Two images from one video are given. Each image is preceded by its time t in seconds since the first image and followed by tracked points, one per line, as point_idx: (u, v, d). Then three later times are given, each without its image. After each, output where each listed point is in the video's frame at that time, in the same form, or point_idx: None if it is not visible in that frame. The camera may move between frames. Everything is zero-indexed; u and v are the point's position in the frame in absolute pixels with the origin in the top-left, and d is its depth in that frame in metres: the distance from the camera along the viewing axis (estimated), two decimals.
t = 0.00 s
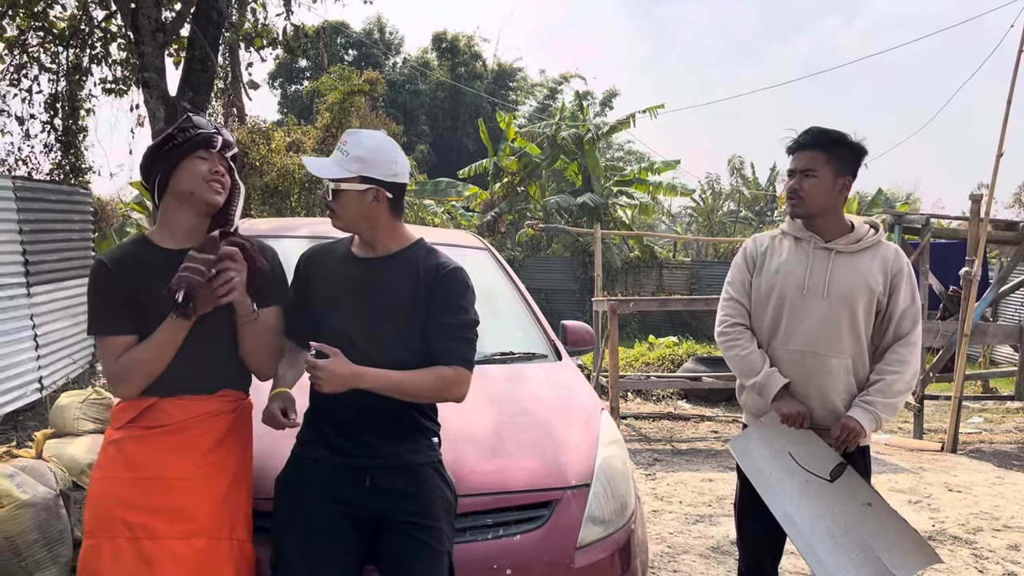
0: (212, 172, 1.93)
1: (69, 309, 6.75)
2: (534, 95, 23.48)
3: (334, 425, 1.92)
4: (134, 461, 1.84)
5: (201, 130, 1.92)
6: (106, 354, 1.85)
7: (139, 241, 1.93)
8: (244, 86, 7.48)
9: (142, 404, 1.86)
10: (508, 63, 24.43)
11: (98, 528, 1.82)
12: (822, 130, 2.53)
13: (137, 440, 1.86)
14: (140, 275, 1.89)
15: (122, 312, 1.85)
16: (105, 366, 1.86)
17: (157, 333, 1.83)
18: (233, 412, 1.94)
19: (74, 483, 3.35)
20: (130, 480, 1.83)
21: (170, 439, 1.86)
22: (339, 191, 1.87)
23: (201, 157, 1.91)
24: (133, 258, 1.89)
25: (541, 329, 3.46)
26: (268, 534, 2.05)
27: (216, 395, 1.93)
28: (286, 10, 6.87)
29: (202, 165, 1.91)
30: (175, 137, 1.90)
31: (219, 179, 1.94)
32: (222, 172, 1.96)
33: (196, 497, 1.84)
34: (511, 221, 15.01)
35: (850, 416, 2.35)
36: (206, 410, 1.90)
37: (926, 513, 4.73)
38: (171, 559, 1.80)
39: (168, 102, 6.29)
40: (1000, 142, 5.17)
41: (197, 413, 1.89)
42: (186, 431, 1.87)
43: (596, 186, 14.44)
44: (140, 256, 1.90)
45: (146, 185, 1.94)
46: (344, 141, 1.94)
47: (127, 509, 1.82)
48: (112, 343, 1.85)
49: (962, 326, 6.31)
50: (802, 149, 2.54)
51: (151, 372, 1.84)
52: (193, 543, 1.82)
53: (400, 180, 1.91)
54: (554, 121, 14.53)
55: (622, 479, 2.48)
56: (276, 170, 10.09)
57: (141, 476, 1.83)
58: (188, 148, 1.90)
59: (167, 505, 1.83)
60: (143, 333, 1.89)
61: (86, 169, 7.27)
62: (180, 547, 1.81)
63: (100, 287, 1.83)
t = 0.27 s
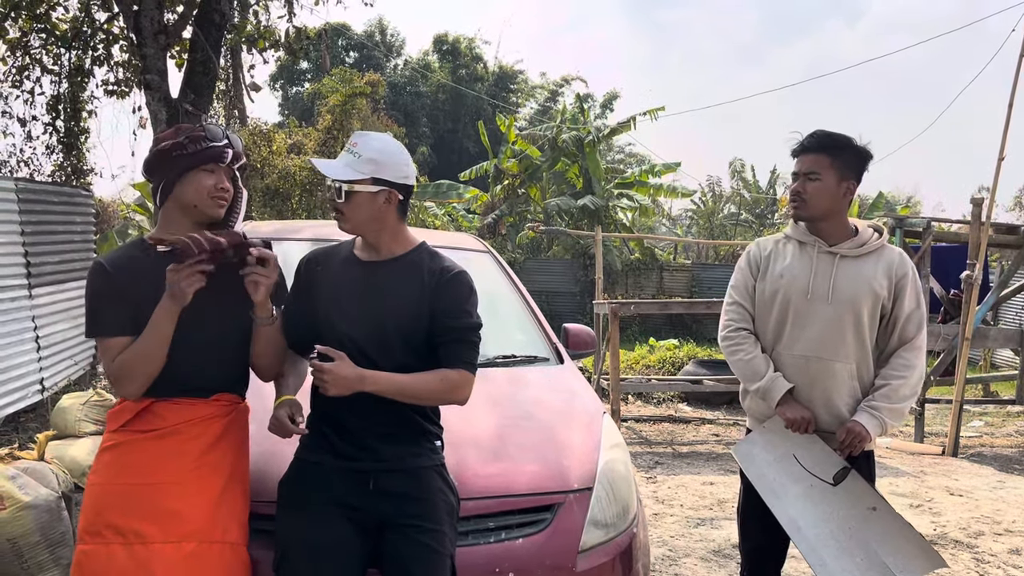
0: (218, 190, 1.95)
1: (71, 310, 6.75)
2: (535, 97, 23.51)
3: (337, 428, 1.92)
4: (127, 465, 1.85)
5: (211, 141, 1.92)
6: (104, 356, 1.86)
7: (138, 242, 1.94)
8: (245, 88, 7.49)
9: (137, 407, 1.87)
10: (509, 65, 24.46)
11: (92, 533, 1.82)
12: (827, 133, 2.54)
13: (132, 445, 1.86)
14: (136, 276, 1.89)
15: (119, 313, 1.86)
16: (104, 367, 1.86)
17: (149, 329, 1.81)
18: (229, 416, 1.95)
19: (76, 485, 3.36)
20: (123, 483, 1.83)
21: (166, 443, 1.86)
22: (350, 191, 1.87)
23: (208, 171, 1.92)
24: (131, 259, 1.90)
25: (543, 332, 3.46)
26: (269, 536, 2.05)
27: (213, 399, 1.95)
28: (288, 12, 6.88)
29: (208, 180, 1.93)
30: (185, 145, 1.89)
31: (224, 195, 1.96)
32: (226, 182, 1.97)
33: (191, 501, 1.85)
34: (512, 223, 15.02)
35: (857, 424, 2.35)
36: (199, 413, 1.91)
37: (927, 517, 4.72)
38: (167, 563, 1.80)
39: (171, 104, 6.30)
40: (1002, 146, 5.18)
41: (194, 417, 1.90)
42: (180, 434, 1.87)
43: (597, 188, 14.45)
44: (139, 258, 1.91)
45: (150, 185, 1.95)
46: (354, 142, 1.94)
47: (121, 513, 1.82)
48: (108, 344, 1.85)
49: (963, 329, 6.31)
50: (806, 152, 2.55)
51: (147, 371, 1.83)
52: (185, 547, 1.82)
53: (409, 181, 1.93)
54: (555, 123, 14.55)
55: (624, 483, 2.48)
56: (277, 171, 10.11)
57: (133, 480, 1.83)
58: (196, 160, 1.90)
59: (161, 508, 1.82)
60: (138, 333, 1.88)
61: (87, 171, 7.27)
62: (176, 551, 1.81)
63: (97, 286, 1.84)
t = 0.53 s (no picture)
0: (218, 197, 1.96)
1: (71, 311, 6.75)
2: (536, 100, 23.55)
3: (341, 431, 1.92)
4: (132, 468, 1.85)
5: (212, 146, 1.92)
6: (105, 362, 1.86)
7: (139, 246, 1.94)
8: (246, 90, 7.51)
9: (141, 411, 1.87)
10: (510, 68, 24.48)
11: (96, 536, 1.83)
12: (831, 137, 2.54)
13: (136, 448, 1.86)
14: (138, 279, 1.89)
15: (122, 319, 1.86)
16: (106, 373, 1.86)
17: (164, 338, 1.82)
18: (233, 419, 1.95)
19: (77, 487, 3.37)
20: (128, 486, 1.84)
21: (169, 447, 1.87)
22: (389, 196, 1.94)
23: (209, 179, 1.93)
24: (132, 262, 1.90)
25: (543, 335, 3.47)
26: (271, 539, 2.05)
27: (218, 401, 1.95)
28: (290, 15, 6.90)
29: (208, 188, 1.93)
30: (186, 153, 1.90)
31: (224, 202, 1.97)
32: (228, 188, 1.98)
33: (195, 505, 1.85)
34: (512, 226, 15.04)
35: (859, 428, 2.36)
36: (204, 416, 1.91)
37: (927, 522, 4.72)
38: (170, 567, 1.80)
39: (172, 106, 6.31)
40: (1002, 150, 5.19)
41: (198, 421, 1.90)
42: (185, 437, 1.87)
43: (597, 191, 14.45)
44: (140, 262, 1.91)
45: (152, 189, 1.95)
46: (381, 146, 2.00)
47: (124, 515, 1.82)
48: (112, 351, 1.85)
49: (963, 333, 6.31)
50: (810, 155, 2.55)
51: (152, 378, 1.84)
52: (188, 550, 1.82)
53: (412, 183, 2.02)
54: (555, 126, 14.56)
55: (624, 486, 2.48)
56: (278, 174, 10.12)
57: (138, 483, 1.84)
58: (196, 168, 1.90)
59: (165, 511, 1.83)
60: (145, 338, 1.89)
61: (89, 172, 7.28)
62: (179, 554, 1.82)
63: (99, 290, 1.84)
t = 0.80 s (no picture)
0: (213, 200, 1.93)
1: (71, 313, 6.74)
2: (536, 103, 23.57)
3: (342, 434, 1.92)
4: (132, 469, 1.85)
5: (203, 148, 1.89)
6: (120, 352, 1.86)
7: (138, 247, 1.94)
8: (247, 92, 7.51)
9: (141, 413, 1.88)
10: (510, 71, 24.50)
11: (96, 538, 1.82)
12: (831, 141, 2.54)
13: (136, 450, 1.86)
14: (145, 275, 1.90)
15: (130, 309, 1.86)
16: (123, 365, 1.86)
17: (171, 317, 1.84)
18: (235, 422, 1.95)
19: (76, 489, 3.38)
20: (128, 487, 1.84)
21: (170, 448, 1.87)
22: (406, 202, 1.97)
23: (201, 183, 1.91)
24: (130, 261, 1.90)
25: (543, 338, 3.47)
26: (272, 541, 2.05)
27: (219, 403, 1.95)
28: (290, 17, 6.91)
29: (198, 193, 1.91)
30: (176, 159, 1.88)
31: (219, 204, 1.95)
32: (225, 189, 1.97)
33: (195, 507, 1.85)
34: (513, 228, 15.04)
35: (860, 435, 2.36)
36: (204, 418, 1.91)
37: (926, 525, 4.72)
38: (170, 568, 1.80)
39: (173, 108, 6.32)
40: (1002, 154, 5.19)
41: (199, 422, 1.90)
42: (186, 438, 1.88)
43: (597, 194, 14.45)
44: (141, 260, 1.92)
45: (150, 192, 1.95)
46: (399, 151, 2.01)
47: (125, 517, 1.82)
48: (124, 339, 1.85)
49: (964, 336, 6.31)
50: (810, 160, 2.55)
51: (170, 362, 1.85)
52: (188, 552, 1.82)
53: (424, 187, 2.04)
54: (556, 129, 14.58)
55: (623, 489, 2.48)
56: (278, 175, 10.12)
57: (139, 484, 1.84)
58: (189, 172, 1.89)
59: (165, 513, 1.83)
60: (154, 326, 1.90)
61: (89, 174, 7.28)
62: (179, 556, 1.81)
63: (104, 286, 1.84)
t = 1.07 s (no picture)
0: (201, 203, 1.93)
1: (71, 314, 6.74)
2: (538, 105, 23.58)
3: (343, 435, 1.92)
4: (133, 470, 1.85)
5: (190, 150, 1.89)
6: (133, 341, 1.84)
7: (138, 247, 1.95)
8: (248, 93, 7.50)
9: (141, 413, 1.87)
10: (511, 73, 24.51)
11: (96, 540, 1.82)
12: (832, 144, 2.54)
13: (137, 451, 1.86)
14: (150, 271, 1.91)
15: (139, 297, 1.87)
16: (135, 354, 1.85)
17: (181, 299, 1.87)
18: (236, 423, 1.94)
19: (75, 490, 3.38)
20: (129, 489, 1.83)
21: (170, 450, 1.86)
22: (406, 197, 1.98)
23: (192, 186, 1.91)
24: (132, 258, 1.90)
25: (544, 340, 3.47)
26: (272, 542, 2.05)
27: (219, 404, 1.94)
28: (292, 17, 6.91)
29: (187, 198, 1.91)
30: (166, 161, 1.88)
31: (211, 207, 1.95)
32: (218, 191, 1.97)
33: (196, 509, 1.84)
34: (513, 230, 15.05)
35: (862, 437, 2.35)
36: (205, 418, 1.91)
37: (927, 528, 4.71)
38: (170, 571, 1.80)
39: (174, 109, 6.32)
40: (1003, 157, 5.19)
41: (199, 424, 1.90)
42: (186, 439, 1.87)
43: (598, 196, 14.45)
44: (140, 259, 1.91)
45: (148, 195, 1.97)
46: (394, 146, 2.02)
47: (126, 518, 1.82)
48: (136, 329, 1.84)
49: (965, 339, 6.31)
50: (811, 163, 2.55)
51: (184, 342, 1.86)
52: (189, 554, 1.82)
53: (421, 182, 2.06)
54: (557, 131, 14.57)
55: (623, 491, 2.47)
56: (279, 177, 10.12)
57: (139, 485, 1.83)
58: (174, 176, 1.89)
59: (166, 514, 1.82)
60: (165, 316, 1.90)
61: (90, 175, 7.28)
62: (178, 559, 1.81)
63: (110, 280, 1.84)
